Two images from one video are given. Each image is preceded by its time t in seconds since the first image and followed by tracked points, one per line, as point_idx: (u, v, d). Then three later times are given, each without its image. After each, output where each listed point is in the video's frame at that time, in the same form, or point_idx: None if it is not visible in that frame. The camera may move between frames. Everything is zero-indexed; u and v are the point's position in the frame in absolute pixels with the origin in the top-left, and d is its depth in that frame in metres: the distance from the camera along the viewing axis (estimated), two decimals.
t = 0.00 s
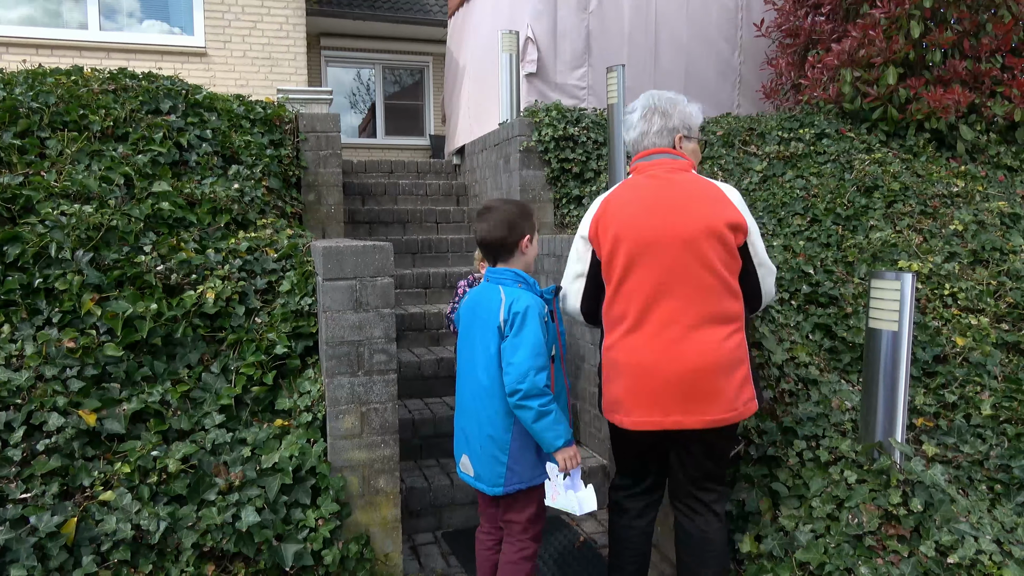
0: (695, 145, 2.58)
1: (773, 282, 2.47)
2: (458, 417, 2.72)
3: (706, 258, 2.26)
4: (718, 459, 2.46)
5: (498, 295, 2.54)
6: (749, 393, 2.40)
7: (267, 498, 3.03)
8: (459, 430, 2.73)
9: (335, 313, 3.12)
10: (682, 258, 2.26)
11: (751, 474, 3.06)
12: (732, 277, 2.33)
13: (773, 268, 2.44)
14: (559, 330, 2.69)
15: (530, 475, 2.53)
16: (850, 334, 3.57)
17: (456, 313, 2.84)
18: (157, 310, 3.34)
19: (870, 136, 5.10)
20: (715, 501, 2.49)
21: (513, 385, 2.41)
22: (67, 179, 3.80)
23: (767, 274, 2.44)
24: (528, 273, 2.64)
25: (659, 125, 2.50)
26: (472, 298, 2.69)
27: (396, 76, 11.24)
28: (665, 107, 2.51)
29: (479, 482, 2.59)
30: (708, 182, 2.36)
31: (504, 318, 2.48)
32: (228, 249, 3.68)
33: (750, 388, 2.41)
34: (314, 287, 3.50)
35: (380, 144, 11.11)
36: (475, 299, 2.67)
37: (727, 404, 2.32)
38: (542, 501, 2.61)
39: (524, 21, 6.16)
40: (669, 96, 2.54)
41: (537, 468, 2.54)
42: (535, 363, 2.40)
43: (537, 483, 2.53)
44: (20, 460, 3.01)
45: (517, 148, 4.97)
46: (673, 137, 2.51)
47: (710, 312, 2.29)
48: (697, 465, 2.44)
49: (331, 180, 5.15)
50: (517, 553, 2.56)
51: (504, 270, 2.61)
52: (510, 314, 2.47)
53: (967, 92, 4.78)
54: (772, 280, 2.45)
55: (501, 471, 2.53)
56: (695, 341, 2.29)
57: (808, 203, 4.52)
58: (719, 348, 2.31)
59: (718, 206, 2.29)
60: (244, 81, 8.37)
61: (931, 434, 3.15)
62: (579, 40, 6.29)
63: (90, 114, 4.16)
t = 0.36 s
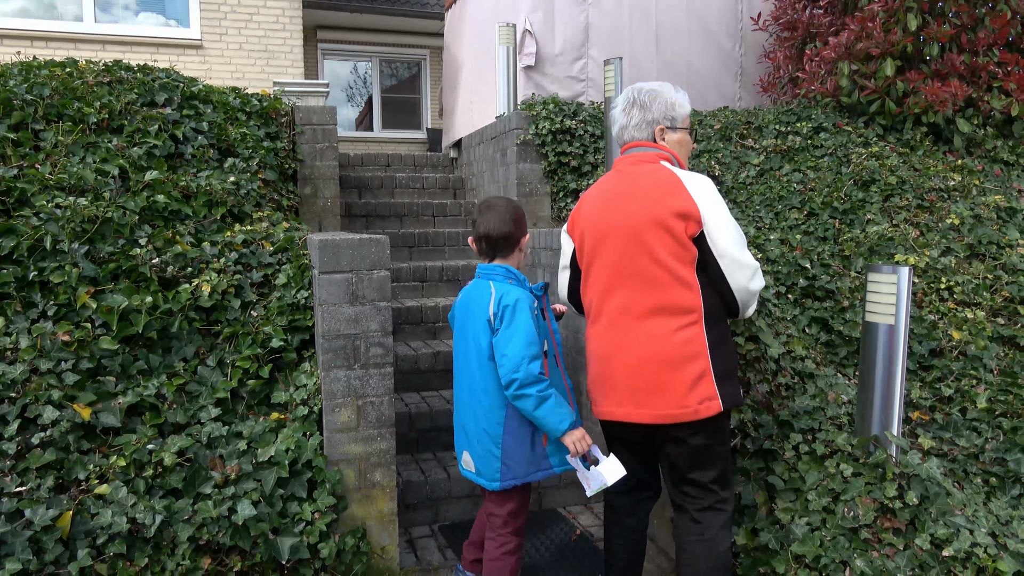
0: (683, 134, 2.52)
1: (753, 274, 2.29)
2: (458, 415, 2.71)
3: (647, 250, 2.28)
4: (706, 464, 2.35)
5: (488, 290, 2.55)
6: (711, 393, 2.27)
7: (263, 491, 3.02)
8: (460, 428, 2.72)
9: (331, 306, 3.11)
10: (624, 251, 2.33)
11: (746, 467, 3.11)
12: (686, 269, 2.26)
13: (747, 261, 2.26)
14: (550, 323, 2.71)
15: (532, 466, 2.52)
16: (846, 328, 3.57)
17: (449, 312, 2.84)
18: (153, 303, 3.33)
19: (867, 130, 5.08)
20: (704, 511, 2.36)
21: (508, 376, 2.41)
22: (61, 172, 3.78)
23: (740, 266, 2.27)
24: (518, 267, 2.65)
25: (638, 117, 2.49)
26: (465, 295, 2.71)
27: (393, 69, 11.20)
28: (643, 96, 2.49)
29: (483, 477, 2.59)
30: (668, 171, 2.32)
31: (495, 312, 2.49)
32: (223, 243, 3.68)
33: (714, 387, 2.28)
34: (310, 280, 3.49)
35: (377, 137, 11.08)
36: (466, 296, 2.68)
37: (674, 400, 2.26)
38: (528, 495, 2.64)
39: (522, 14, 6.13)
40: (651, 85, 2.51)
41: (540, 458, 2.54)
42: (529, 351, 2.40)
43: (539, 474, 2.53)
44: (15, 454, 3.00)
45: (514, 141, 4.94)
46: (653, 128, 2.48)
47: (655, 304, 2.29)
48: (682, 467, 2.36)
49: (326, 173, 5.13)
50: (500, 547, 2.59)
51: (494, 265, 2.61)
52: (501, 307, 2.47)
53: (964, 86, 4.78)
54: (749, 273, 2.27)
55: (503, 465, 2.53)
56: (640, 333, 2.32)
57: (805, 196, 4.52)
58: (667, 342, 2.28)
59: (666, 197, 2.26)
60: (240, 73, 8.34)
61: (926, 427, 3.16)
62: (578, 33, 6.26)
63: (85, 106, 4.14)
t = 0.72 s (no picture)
0: (742, 126, 2.25)
1: (773, 298, 1.96)
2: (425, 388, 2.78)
3: (655, 263, 2.18)
4: (706, 503, 2.18)
5: (475, 267, 2.61)
6: (710, 427, 2.09)
7: (258, 486, 3.00)
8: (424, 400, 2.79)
9: (326, 300, 3.10)
10: (640, 263, 2.25)
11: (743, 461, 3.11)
12: (692, 289, 2.09)
13: (763, 281, 1.95)
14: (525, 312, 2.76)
15: (473, 440, 2.57)
16: (843, 322, 3.56)
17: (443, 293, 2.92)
18: (147, 297, 3.31)
19: (864, 124, 5.06)
20: (698, 555, 2.20)
21: (466, 345, 2.46)
22: (55, 165, 3.75)
23: (756, 288, 1.96)
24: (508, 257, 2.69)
25: (685, 112, 2.25)
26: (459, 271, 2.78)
27: (390, 63, 11.15)
28: (691, 90, 2.25)
29: (424, 443, 2.66)
30: (688, 178, 2.14)
31: (473, 286, 2.55)
32: (219, 236, 3.66)
33: (713, 422, 2.09)
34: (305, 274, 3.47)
35: (373, 131, 11.03)
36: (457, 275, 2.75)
37: (671, 428, 2.15)
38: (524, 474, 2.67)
39: (518, 6, 6.07)
40: (701, 75, 2.25)
41: (481, 434, 2.58)
42: (489, 327, 2.45)
43: (477, 449, 2.58)
44: (8, 448, 2.98)
45: (510, 134, 4.90)
46: (703, 124, 2.24)
47: (661, 324, 2.18)
48: (685, 501, 2.24)
49: (323, 166, 5.08)
50: (499, 520, 2.61)
51: (485, 247, 2.67)
52: (480, 283, 2.53)
53: (961, 81, 4.77)
54: (767, 295, 1.95)
55: (445, 433, 2.59)
56: (647, 352, 2.23)
57: (803, 190, 4.51)
58: (668, 365, 2.15)
59: (678, 209, 2.11)
60: (236, 66, 8.29)
61: (923, 421, 3.16)
62: (575, 26, 6.23)
63: (78, 99, 4.11)
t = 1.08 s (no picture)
0: (846, 114, 1.75)
1: (796, 324, 1.56)
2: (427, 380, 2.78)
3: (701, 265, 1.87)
4: (730, 527, 1.84)
5: (477, 259, 2.63)
6: (733, 453, 1.75)
7: (255, 480, 3.00)
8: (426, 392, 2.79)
9: (322, 294, 3.09)
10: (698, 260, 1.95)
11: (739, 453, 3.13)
12: (727, 296, 1.76)
13: (790, 297, 1.55)
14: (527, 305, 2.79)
15: (477, 432, 2.59)
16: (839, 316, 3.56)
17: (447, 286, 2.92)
18: (143, 291, 3.30)
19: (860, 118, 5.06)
20: None
21: (472, 337, 2.47)
22: (49, 159, 3.73)
23: (779, 307, 1.58)
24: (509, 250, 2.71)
25: (779, 96, 1.76)
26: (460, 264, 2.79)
27: (385, 57, 11.12)
28: (786, 68, 1.75)
29: (429, 435, 2.66)
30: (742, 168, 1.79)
31: (476, 278, 2.57)
32: (214, 230, 3.64)
33: (737, 448, 1.75)
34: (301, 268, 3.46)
35: (369, 125, 11.01)
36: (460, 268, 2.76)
37: (700, 446, 1.85)
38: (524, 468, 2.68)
39: None
40: (798, 49, 1.76)
41: (486, 426, 2.60)
42: (496, 319, 2.46)
43: (482, 441, 2.60)
44: (3, 443, 2.97)
45: (506, 129, 4.89)
46: (800, 111, 1.75)
47: (703, 332, 1.87)
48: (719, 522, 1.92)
49: (318, 159, 5.09)
50: (494, 511, 2.62)
51: (488, 241, 2.69)
52: (483, 275, 2.55)
53: (957, 75, 4.77)
54: (794, 316, 1.56)
55: (449, 424, 2.59)
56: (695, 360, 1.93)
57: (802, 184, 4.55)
58: (703, 379, 1.84)
59: (718, 209, 1.77)
60: (231, 60, 8.25)
61: (918, 414, 3.17)
62: (572, 17, 6.13)
63: (72, 92, 4.09)
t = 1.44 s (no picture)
0: (975, 125, 1.57)
1: (949, 342, 1.36)
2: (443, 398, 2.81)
3: (815, 290, 1.68)
4: None
5: (477, 275, 2.64)
6: (869, 501, 1.54)
7: (244, 475, 3.00)
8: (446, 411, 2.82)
9: (312, 289, 3.08)
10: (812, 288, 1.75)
11: (727, 447, 3.16)
12: (851, 325, 1.56)
13: (940, 315, 1.36)
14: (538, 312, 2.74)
15: (487, 456, 2.58)
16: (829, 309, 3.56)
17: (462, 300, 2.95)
18: (130, 287, 3.29)
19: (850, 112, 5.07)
20: None
21: (464, 358, 2.46)
22: (35, 153, 3.70)
23: (928, 329, 1.38)
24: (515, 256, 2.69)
25: (902, 108, 1.59)
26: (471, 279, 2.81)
27: (376, 51, 11.08)
28: (907, 79, 1.59)
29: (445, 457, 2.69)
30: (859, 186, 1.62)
31: (473, 294, 2.58)
32: (203, 225, 3.63)
33: (874, 495, 1.53)
34: (290, 262, 3.45)
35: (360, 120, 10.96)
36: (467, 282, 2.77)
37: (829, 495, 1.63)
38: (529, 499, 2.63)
39: None
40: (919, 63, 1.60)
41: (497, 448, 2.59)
42: (488, 338, 2.43)
43: (492, 465, 2.58)
44: None
45: (497, 123, 4.89)
46: (926, 122, 1.57)
47: (823, 365, 1.66)
48: None
49: (308, 154, 5.04)
50: (496, 539, 2.59)
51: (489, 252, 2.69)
52: (479, 290, 2.55)
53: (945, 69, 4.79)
54: (948, 337, 1.36)
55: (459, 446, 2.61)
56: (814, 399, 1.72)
57: (788, 178, 4.35)
58: (827, 419, 1.62)
59: (837, 230, 1.59)
60: (219, 54, 8.20)
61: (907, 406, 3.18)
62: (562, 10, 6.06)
63: (58, 86, 4.06)
